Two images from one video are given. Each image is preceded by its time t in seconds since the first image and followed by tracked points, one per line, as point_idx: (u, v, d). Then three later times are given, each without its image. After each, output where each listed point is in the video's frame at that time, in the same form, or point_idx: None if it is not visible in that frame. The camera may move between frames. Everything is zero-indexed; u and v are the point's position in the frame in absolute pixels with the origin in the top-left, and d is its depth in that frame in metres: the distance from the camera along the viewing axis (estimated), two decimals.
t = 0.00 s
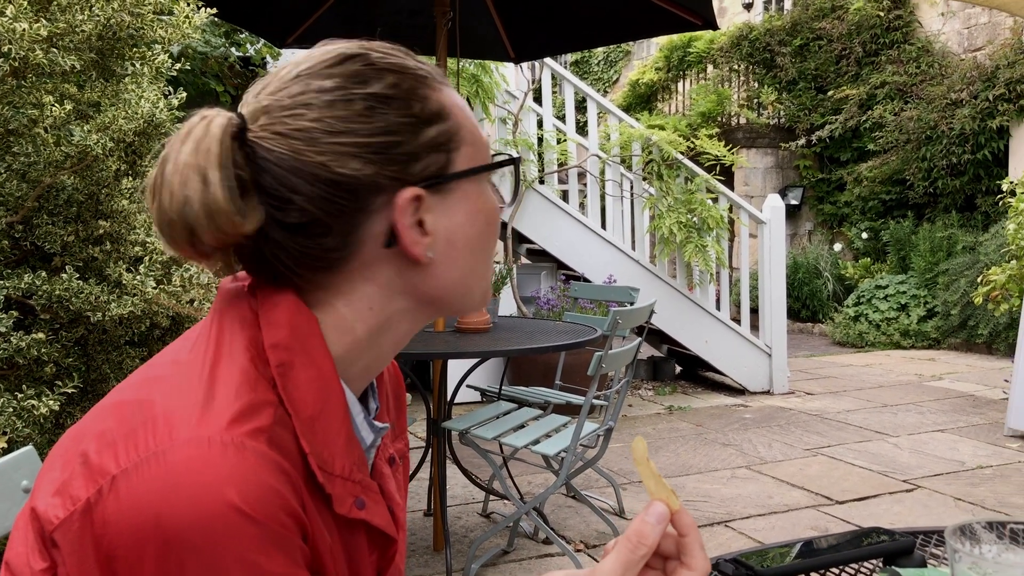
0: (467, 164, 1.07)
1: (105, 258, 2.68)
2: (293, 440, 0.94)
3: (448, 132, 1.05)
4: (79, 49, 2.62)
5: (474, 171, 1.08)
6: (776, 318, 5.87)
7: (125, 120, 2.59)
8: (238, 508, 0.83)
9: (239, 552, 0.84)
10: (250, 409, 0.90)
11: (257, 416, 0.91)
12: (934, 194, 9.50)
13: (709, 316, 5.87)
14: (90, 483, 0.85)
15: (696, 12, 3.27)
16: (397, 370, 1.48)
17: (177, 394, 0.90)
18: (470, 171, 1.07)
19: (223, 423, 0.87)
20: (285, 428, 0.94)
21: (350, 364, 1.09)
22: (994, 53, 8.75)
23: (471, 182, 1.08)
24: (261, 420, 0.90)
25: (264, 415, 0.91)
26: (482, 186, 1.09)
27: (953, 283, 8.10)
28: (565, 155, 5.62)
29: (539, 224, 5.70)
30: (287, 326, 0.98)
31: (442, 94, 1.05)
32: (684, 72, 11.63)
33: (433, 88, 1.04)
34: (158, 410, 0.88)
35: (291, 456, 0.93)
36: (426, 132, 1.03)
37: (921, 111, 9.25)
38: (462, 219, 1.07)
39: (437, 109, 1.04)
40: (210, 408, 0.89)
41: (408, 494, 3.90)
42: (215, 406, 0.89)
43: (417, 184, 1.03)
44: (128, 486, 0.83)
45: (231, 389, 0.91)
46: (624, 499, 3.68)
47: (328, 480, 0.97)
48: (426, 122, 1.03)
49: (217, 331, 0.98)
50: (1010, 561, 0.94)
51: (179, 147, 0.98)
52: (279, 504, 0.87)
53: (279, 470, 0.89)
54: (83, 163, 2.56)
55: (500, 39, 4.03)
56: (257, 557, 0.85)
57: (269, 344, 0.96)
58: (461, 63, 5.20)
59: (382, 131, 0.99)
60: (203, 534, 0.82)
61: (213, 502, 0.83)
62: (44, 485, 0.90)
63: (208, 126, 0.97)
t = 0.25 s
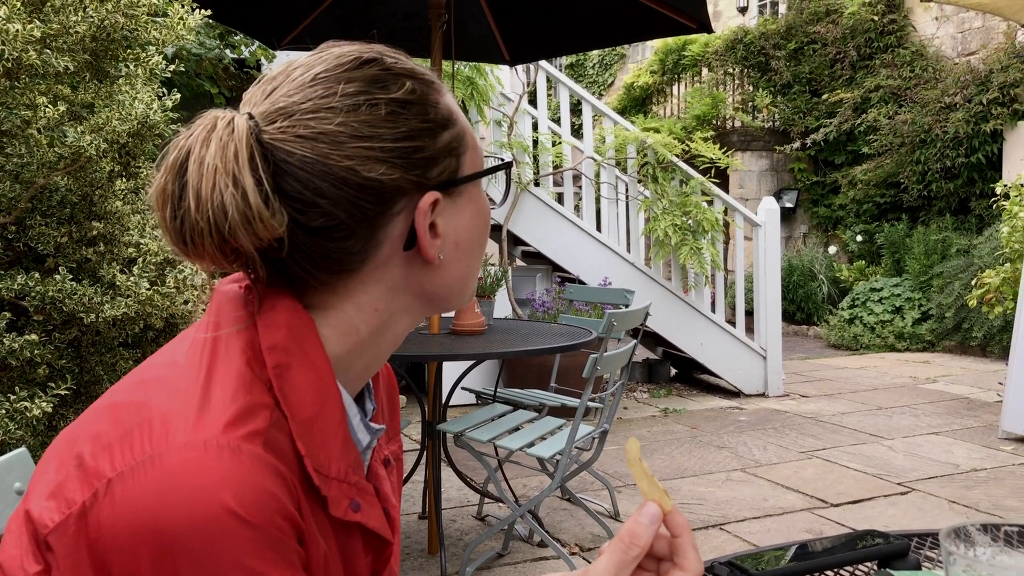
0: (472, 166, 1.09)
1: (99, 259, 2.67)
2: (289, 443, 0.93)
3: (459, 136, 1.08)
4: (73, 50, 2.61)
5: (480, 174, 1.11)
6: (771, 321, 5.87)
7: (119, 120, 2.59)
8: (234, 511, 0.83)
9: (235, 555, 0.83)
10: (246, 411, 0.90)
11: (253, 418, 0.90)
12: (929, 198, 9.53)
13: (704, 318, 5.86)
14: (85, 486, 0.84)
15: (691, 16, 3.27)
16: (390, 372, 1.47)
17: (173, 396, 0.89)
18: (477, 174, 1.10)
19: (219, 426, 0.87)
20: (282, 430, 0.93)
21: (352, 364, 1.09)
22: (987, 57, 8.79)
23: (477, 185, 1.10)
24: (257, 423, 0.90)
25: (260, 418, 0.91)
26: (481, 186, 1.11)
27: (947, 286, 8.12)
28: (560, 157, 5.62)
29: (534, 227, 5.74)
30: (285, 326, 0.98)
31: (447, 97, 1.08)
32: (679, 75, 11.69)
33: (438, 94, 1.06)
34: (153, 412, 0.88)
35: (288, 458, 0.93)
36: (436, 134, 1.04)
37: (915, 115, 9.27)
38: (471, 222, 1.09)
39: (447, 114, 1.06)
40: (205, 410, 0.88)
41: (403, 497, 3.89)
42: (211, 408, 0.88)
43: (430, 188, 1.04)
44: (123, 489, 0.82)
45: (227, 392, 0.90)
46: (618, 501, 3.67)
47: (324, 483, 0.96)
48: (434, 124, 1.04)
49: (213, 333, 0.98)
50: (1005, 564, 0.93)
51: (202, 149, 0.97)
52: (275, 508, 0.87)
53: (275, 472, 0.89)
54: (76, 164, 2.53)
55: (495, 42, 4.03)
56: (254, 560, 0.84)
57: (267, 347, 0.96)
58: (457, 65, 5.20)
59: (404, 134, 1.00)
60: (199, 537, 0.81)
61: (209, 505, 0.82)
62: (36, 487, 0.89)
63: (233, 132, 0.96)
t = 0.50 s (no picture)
0: (477, 169, 1.08)
1: (97, 261, 2.66)
2: (302, 445, 0.93)
3: (464, 139, 1.07)
4: (71, 51, 2.60)
5: (486, 177, 1.10)
6: (768, 323, 5.88)
7: (116, 122, 2.58)
8: (247, 513, 0.83)
9: (248, 557, 0.83)
10: (260, 413, 0.90)
11: (268, 420, 0.90)
12: (926, 200, 9.54)
13: (702, 320, 5.86)
14: (99, 486, 0.84)
15: (690, 18, 3.27)
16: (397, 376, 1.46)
17: (188, 397, 0.89)
18: (483, 178, 1.09)
19: (234, 427, 0.86)
20: (295, 432, 0.93)
21: (361, 367, 1.09)
22: (985, 59, 8.80)
23: (484, 190, 1.10)
24: (271, 425, 0.90)
25: (274, 420, 0.91)
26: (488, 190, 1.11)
27: (944, 288, 8.13)
28: (558, 159, 5.62)
29: (532, 228, 5.73)
30: (301, 328, 0.98)
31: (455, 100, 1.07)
32: (677, 77, 11.73)
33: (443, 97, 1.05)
34: (168, 412, 0.88)
35: (301, 459, 0.93)
36: (438, 137, 1.03)
37: (912, 117, 9.28)
38: (476, 225, 1.09)
39: (453, 117, 1.05)
40: (220, 410, 0.88)
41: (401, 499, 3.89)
42: (226, 409, 0.88)
43: (431, 193, 1.03)
44: (137, 489, 0.82)
45: (242, 393, 0.90)
46: (616, 503, 3.68)
47: (335, 485, 0.97)
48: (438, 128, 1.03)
49: (228, 334, 0.98)
50: (1003, 565, 0.93)
51: (200, 146, 0.97)
52: (289, 509, 0.87)
53: (288, 474, 0.89)
54: (73, 165, 2.54)
55: (494, 43, 4.03)
56: (266, 562, 0.84)
57: (281, 348, 0.96)
58: (455, 67, 5.20)
59: (404, 136, 0.99)
60: (212, 539, 0.82)
61: (222, 506, 0.82)
62: (50, 486, 0.89)
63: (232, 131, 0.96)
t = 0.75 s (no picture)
0: (398, 162, 0.97)
1: (95, 261, 2.66)
2: (298, 441, 0.93)
3: (382, 130, 0.98)
4: (69, 51, 2.61)
5: (407, 170, 0.96)
6: (767, 323, 5.88)
7: (115, 122, 2.58)
8: (240, 507, 0.82)
9: (242, 552, 0.83)
10: (256, 409, 0.89)
11: (263, 416, 0.89)
12: (924, 201, 9.55)
13: (700, 320, 5.87)
14: (96, 483, 0.84)
15: (688, 18, 3.27)
16: (397, 377, 1.47)
17: (184, 393, 0.89)
18: (400, 170, 0.96)
19: (229, 422, 0.86)
20: (290, 429, 0.93)
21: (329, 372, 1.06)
22: (983, 60, 8.80)
23: (408, 184, 0.96)
24: (267, 421, 0.89)
25: (270, 416, 0.90)
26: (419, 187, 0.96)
27: (943, 288, 8.14)
28: (557, 159, 5.62)
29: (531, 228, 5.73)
30: (297, 325, 0.98)
31: (396, 91, 0.99)
32: (676, 78, 11.73)
33: (377, 88, 0.99)
34: (163, 409, 0.87)
35: (295, 455, 0.93)
36: (348, 124, 0.98)
37: (911, 118, 9.29)
38: (386, 222, 0.96)
39: (375, 106, 0.98)
40: (215, 405, 0.88)
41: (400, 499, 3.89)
42: (221, 403, 0.88)
43: (327, 179, 0.97)
44: (132, 485, 0.82)
45: (237, 388, 0.90)
46: (615, 503, 3.68)
47: (331, 482, 0.97)
48: (354, 116, 0.98)
49: (223, 329, 0.98)
50: (1002, 564, 0.93)
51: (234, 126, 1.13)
52: (283, 505, 0.87)
53: (283, 470, 0.88)
54: (72, 165, 2.53)
55: (493, 44, 4.03)
56: (260, 558, 0.84)
57: (278, 344, 0.96)
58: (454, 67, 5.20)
59: (311, 122, 0.99)
60: (206, 533, 0.81)
61: (215, 503, 0.82)
62: (48, 483, 0.90)
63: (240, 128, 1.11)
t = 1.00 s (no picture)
0: (339, 167, 0.99)
1: (96, 263, 2.66)
2: (301, 441, 0.94)
3: (325, 135, 1.00)
4: (70, 53, 2.61)
5: (341, 176, 0.98)
6: (768, 324, 5.88)
7: (116, 124, 2.58)
8: (246, 508, 0.83)
9: (247, 551, 0.83)
10: (261, 409, 0.89)
11: (268, 416, 0.90)
12: (925, 202, 9.55)
13: (701, 321, 5.87)
14: (102, 483, 0.85)
15: (686, 18, 3.27)
16: (400, 379, 1.47)
17: (188, 392, 0.89)
18: (335, 176, 0.98)
19: (235, 423, 0.86)
20: (294, 429, 0.93)
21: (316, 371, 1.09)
22: (984, 61, 8.80)
23: (341, 189, 0.98)
24: (272, 421, 0.90)
25: (275, 417, 0.90)
26: (356, 194, 0.98)
27: (943, 289, 8.15)
28: (558, 161, 5.63)
29: (531, 230, 5.73)
30: (299, 325, 0.98)
31: (347, 95, 1.01)
32: (676, 79, 11.73)
33: (333, 93, 1.02)
34: (169, 409, 0.88)
35: (300, 455, 0.93)
36: (306, 130, 1.03)
37: (911, 119, 9.29)
38: (325, 228, 0.98)
39: (326, 112, 1.01)
40: (221, 405, 0.88)
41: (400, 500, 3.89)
42: (226, 404, 0.88)
43: (289, 184, 1.02)
44: (137, 485, 0.83)
45: (241, 388, 0.90)
46: (616, 505, 3.68)
47: (334, 482, 0.97)
48: (312, 122, 1.03)
49: (226, 327, 0.98)
50: (1002, 566, 0.93)
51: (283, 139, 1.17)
52: (288, 505, 0.87)
53: (288, 471, 0.89)
54: (73, 167, 2.52)
55: (493, 46, 4.04)
56: (265, 557, 0.84)
57: (281, 345, 0.96)
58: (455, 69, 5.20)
59: (285, 130, 1.05)
60: (212, 533, 0.82)
61: (221, 503, 0.82)
62: (54, 483, 0.90)
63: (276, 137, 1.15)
